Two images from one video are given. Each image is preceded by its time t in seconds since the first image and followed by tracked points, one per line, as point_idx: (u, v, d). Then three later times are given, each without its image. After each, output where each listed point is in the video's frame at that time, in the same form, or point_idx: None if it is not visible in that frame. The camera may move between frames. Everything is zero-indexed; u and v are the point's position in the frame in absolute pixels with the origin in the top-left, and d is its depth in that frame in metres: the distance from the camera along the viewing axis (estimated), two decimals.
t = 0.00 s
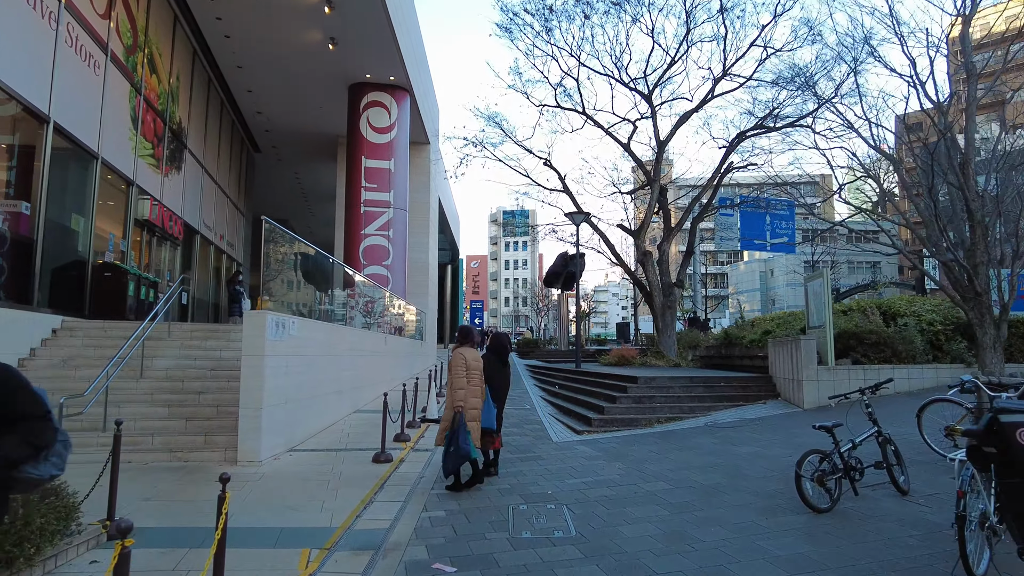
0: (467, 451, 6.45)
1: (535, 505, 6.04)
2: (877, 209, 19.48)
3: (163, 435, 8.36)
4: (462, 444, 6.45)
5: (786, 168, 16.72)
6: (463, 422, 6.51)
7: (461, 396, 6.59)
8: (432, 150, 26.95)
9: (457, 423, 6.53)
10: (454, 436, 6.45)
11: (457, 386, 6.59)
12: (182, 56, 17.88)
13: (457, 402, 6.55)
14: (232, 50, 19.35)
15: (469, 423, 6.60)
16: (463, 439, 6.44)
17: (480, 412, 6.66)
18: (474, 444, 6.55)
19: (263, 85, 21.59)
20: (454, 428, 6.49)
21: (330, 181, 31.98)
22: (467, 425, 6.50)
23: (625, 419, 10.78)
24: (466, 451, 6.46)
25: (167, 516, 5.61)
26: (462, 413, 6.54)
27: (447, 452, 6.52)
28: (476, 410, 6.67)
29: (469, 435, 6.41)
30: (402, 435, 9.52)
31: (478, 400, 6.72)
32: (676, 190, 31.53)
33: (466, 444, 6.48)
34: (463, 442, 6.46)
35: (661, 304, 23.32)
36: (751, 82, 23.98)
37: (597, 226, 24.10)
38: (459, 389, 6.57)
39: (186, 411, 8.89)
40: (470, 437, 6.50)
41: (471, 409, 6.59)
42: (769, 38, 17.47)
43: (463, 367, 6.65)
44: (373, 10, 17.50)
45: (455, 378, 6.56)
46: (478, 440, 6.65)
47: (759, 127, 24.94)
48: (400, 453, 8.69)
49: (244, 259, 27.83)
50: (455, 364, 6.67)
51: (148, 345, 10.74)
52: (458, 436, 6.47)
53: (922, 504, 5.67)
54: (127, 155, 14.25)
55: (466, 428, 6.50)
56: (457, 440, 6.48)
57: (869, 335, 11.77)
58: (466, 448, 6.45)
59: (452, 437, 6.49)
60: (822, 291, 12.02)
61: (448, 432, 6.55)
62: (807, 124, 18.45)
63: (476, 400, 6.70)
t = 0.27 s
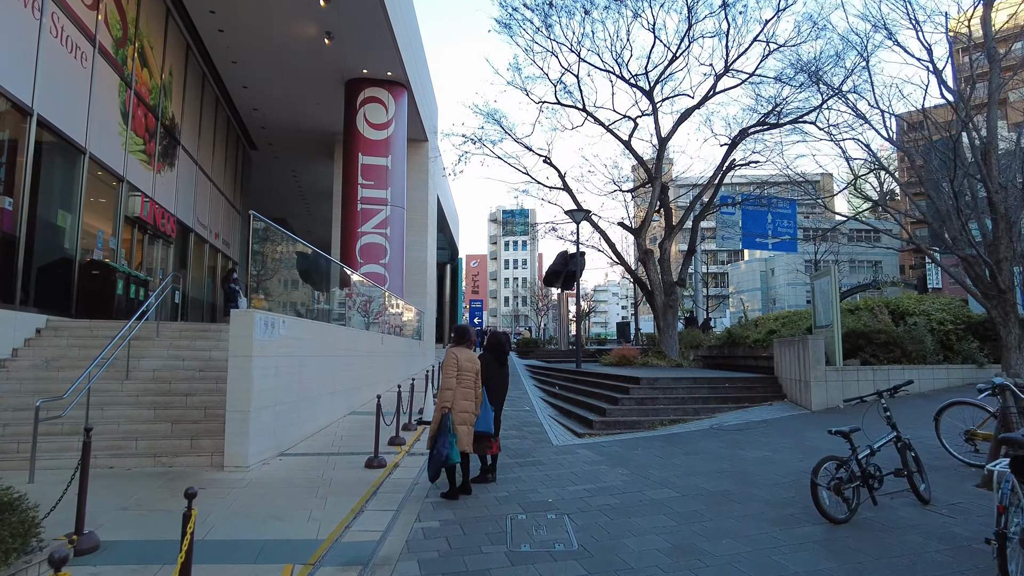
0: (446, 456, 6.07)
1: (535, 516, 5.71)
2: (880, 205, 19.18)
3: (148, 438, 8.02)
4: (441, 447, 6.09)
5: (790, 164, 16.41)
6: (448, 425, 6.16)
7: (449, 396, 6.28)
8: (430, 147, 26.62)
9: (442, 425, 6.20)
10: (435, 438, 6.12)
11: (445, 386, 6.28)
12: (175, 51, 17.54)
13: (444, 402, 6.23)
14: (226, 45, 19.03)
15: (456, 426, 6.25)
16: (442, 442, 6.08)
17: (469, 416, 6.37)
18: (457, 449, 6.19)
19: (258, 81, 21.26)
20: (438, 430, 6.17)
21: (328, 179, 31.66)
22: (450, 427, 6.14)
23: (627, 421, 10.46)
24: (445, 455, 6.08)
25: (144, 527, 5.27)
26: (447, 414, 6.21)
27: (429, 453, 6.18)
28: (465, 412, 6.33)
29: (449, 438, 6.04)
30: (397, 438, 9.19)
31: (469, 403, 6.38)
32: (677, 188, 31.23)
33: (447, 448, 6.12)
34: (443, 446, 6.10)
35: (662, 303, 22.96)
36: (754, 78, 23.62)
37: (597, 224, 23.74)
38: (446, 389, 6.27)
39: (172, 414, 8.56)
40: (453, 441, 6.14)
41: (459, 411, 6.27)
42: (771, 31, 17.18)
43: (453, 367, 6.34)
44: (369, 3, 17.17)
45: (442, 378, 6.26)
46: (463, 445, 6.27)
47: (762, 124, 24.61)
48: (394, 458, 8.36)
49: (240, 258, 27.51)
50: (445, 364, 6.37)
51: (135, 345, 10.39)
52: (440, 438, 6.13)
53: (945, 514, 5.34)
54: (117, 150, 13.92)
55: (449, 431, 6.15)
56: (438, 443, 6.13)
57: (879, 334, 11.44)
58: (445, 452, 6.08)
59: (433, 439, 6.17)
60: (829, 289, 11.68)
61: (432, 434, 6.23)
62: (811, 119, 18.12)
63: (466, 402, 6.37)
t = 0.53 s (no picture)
0: (435, 462, 5.69)
1: (535, 528, 5.40)
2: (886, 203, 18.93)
3: (133, 443, 7.72)
4: (430, 453, 5.72)
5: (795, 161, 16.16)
6: (441, 430, 5.81)
7: (444, 400, 5.97)
8: (430, 145, 26.33)
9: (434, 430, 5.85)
10: (426, 444, 5.76)
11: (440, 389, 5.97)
12: (169, 47, 17.25)
13: (438, 406, 5.93)
14: (222, 41, 18.73)
15: (450, 432, 5.93)
16: (432, 448, 5.72)
17: (463, 422, 6.04)
18: (449, 456, 5.82)
19: (255, 78, 20.99)
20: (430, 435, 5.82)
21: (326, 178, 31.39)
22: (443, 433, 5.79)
23: (631, 425, 10.16)
24: (435, 462, 5.71)
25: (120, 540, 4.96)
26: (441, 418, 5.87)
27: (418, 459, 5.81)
28: (461, 417, 6.02)
29: (439, 444, 5.68)
30: (393, 443, 8.89)
31: (466, 408, 6.08)
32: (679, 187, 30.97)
33: (437, 455, 5.75)
34: (433, 452, 5.73)
35: (664, 303, 22.62)
36: (757, 75, 23.38)
37: (598, 222, 23.44)
38: (441, 392, 5.96)
39: (159, 418, 8.26)
40: (444, 448, 5.78)
41: (453, 416, 5.97)
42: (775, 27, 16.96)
43: (450, 369, 6.04)
44: None
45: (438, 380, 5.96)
46: (456, 452, 5.92)
47: (765, 122, 24.34)
48: (389, 464, 8.05)
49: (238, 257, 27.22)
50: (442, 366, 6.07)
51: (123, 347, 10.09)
52: (431, 444, 5.77)
53: (970, 527, 5.04)
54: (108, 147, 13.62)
55: (440, 436, 5.80)
56: (428, 449, 5.77)
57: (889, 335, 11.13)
58: (434, 459, 5.71)
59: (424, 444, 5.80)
60: (838, 289, 11.40)
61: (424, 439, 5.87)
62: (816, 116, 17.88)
63: (462, 407, 6.06)
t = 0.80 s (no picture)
0: (430, 468, 5.47)
1: (535, 539, 5.07)
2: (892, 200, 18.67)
3: (117, 445, 7.41)
4: (425, 459, 5.50)
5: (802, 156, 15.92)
6: (437, 434, 5.57)
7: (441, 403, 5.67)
8: (428, 142, 26.03)
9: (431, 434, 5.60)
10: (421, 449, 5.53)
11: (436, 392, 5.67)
12: (163, 40, 16.94)
13: (434, 408, 5.63)
14: (217, 35, 18.46)
15: (448, 436, 5.62)
16: (426, 453, 5.49)
17: (462, 424, 5.73)
18: (446, 461, 5.56)
19: (251, 74, 20.72)
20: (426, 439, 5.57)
21: (324, 176, 31.11)
22: (439, 437, 5.57)
23: (634, 428, 9.87)
24: (430, 468, 5.49)
25: (91, 553, 4.63)
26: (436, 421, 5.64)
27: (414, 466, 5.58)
28: (459, 420, 5.71)
29: (434, 449, 5.45)
30: (388, 447, 8.59)
31: (464, 410, 5.76)
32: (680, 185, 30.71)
33: (433, 460, 5.52)
34: (428, 458, 5.50)
35: (666, 302, 22.33)
36: (761, 71, 23.14)
37: (599, 220, 23.16)
38: (437, 394, 5.66)
39: (145, 420, 7.94)
40: (440, 452, 5.52)
41: (451, 419, 5.67)
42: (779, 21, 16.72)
43: (446, 370, 5.72)
44: None
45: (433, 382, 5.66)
46: (456, 457, 5.60)
47: (768, 118, 24.06)
48: (385, 468, 7.75)
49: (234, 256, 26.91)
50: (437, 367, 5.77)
51: (111, 346, 9.76)
52: (426, 449, 5.53)
53: (1000, 538, 4.72)
54: (99, 142, 13.32)
55: (436, 441, 5.55)
56: (423, 454, 5.54)
57: (898, 334, 10.82)
58: (429, 465, 5.48)
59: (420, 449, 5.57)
60: (847, 287, 11.09)
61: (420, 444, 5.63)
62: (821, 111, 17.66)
63: (460, 409, 5.75)
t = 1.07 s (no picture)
0: (432, 481, 5.15)
1: (537, 554, 4.79)
2: (896, 199, 18.42)
3: (102, 452, 7.12)
4: (426, 470, 5.17)
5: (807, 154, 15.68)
6: (435, 444, 5.28)
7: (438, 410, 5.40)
8: (428, 141, 25.77)
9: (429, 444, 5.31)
10: (420, 459, 5.21)
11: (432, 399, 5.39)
12: (157, 37, 16.65)
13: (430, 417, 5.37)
14: (212, 32, 18.20)
15: (444, 446, 5.37)
16: (427, 464, 5.17)
17: (462, 432, 5.48)
18: (446, 472, 5.28)
19: (247, 72, 20.46)
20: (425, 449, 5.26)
21: (322, 175, 30.86)
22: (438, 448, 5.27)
23: (638, 433, 9.60)
24: (432, 480, 5.17)
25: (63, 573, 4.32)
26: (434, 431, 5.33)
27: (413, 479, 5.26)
28: (457, 428, 5.44)
29: (435, 461, 5.15)
30: (384, 453, 8.30)
31: (462, 417, 5.49)
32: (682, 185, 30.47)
33: (434, 472, 5.20)
34: (429, 469, 5.18)
35: (668, 303, 22.06)
36: (764, 69, 22.88)
37: (600, 220, 22.88)
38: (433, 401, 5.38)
39: (132, 425, 7.65)
40: (439, 463, 5.23)
41: (448, 427, 5.40)
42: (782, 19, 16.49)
43: (442, 376, 5.46)
44: None
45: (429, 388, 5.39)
46: (452, 467, 5.36)
47: (771, 117, 23.79)
48: (380, 476, 7.47)
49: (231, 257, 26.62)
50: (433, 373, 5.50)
51: (98, 348, 9.46)
52: (426, 461, 5.21)
53: None
54: (91, 139, 13.06)
55: (435, 451, 5.25)
56: (423, 466, 5.21)
57: (908, 336, 10.56)
58: (431, 477, 5.16)
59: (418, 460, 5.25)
60: (855, 288, 10.82)
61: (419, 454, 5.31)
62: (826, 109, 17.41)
63: (459, 417, 5.49)
